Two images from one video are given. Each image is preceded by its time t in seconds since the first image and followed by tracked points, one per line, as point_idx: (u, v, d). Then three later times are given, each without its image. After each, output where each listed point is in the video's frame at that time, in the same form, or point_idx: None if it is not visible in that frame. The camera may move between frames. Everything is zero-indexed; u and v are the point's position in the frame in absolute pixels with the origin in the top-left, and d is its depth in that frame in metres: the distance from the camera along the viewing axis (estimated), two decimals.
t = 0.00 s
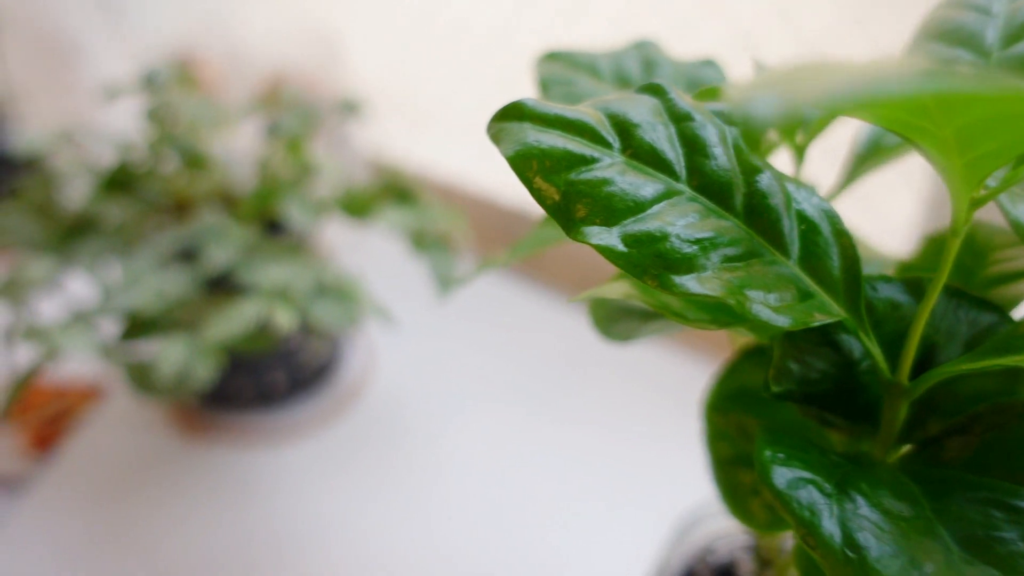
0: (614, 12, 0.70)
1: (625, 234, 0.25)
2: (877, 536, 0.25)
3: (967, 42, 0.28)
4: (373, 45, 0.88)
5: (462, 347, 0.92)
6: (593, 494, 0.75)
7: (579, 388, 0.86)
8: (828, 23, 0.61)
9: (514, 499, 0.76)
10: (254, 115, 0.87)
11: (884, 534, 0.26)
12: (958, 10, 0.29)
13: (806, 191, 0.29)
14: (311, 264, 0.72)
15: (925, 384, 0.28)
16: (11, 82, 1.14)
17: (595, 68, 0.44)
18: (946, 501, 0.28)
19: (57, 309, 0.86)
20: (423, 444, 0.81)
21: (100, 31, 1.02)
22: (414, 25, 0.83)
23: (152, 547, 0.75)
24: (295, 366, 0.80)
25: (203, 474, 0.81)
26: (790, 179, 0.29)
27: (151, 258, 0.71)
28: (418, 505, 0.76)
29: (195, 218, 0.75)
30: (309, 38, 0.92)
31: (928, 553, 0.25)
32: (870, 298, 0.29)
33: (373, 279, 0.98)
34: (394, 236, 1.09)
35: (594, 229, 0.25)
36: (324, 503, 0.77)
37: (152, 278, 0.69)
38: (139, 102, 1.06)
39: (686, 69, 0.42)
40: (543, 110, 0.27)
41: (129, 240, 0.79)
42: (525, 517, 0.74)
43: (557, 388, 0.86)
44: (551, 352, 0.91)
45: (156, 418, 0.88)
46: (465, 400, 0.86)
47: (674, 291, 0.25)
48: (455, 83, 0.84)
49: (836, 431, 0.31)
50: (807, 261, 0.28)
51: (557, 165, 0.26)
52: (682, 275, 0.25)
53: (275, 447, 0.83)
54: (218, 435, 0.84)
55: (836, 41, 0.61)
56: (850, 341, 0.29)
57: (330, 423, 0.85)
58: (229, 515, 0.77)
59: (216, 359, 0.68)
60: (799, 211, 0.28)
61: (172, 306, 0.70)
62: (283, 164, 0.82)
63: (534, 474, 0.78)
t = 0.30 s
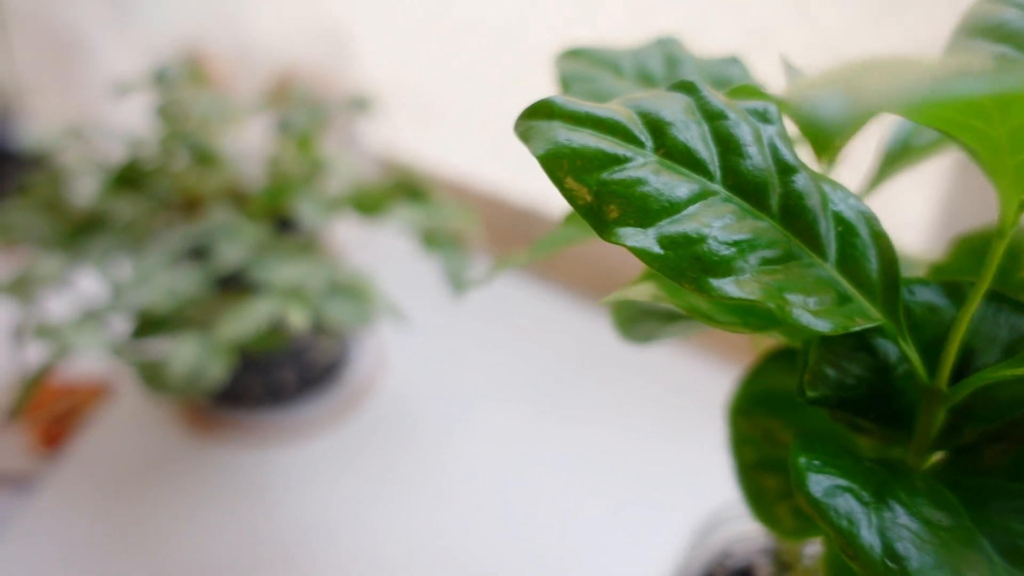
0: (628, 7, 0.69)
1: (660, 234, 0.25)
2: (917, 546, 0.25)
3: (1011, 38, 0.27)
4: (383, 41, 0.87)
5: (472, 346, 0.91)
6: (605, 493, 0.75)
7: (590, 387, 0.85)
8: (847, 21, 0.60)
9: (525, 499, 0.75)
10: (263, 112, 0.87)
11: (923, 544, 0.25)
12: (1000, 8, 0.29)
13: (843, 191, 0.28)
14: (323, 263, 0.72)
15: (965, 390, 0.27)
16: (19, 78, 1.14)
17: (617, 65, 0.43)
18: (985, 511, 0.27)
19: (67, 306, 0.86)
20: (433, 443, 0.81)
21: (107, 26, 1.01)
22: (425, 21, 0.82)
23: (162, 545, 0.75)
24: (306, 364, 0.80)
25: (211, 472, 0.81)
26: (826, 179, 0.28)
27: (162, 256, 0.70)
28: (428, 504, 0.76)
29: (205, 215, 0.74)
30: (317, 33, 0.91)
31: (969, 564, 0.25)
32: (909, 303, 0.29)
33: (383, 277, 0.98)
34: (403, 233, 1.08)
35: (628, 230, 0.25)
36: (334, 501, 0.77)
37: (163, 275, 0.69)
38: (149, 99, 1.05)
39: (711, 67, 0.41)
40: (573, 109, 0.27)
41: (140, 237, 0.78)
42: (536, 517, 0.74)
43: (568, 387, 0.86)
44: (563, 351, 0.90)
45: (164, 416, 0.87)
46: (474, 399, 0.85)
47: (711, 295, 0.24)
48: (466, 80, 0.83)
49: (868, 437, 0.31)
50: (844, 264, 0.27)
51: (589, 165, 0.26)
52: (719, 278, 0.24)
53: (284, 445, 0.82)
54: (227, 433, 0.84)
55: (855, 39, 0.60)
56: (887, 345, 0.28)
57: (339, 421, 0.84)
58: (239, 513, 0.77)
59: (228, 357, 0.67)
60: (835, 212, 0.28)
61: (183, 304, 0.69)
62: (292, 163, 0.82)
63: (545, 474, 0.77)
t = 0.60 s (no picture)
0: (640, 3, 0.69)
1: (697, 233, 0.24)
2: (959, 554, 0.24)
3: None
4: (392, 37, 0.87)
5: (481, 343, 0.91)
6: (615, 494, 0.75)
7: (601, 385, 0.85)
8: (866, 14, 0.59)
9: (537, 498, 0.75)
10: (271, 107, 0.86)
11: (965, 552, 0.25)
12: None
13: (880, 190, 0.27)
14: (335, 260, 0.71)
15: (1007, 393, 0.27)
16: (24, 72, 1.13)
17: (639, 60, 0.42)
18: None
19: (74, 303, 0.85)
20: (443, 442, 0.81)
21: (111, 22, 1.00)
22: (434, 17, 0.82)
23: (171, 544, 0.75)
24: (315, 361, 0.79)
25: (220, 470, 0.80)
26: (863, 177, 0.27)
27: (171, 252, 0.69)
28: (438, 503, 0.75)
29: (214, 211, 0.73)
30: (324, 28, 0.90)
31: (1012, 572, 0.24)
32: (949, 305, 0.28)
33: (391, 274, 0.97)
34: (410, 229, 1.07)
35: (665, 228, 0.24)
36: (345, 499, 0.77)
37: (173, 272, 0.68)
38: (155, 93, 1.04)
39: (736, 61, 0.40)
40: (605, 104, 0.26)
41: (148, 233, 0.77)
42: (548, 517, 0.73)
43: (578, 385, 0.85)
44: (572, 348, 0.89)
45: (171, 413, 0.87)
46: (483, 397, 0.85)
47: (751, 296, 0.24)
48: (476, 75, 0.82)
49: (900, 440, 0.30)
50: (883, 264, 0.26)
51: (623, 162, 0.25)
52: (759, 279, 0.24)
53: (292, 443, 0.82)
54: (235, 431, 0.83)
55: (874, 33, 0.59)
56: (925, 347, 0.28)
57: (348, 419, 0.83)
58: (249, 512, 0.76)
59: (239, 355, 0.67)
60: (873, 210, 0.27)
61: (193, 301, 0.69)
62: (298, 159, 0.80)
63: (556, 473, 0.77)
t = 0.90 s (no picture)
0: None
1: (738, 224, 0.24)
2: (1002, 554, 0.24)
3: None
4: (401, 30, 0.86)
5: (491, 338, 0.90)
6: (627, 491, 0.74)
7: (612, 381, 0.84)
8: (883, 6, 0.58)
9: (549, 495, 0.74)
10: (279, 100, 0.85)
11: (1008, 552, 0.24)
12: None
13: (921, 181, 0.27)
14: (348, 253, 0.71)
15: None
16: (32, 63, 1.12)
17: (662, 51, 0.41)
18: None
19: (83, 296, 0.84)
20: (453, 438, 0.80)
21: (118, 14, 1.00)
22: (443, 10, 0.81)
23: (180, 539, 0.74)
24: (324, 356, 0.79)
25: (228, 465, 0.80)
26: (904, 170, 0.27)
27: (180, 245, 0.69)
28: (448, 499, 0.75)
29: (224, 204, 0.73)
30: (333, 21, 0.90)
31: None
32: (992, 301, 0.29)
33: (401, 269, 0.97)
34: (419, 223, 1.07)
35: (704, 218, 0.24)
36: (354, 495, 0.76)
37: (183, 265, 0.67)
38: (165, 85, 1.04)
39: (762, 51, 0.39)
40: (640, 93, 0.25)
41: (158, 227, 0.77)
42: (560, 513, 0.73)
43: (589, 381, 0.84)
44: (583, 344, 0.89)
45: (180, 407, 0.86)
46: (493, 393, 0.84)
47: (795, 288, 0.23)
48: (487, 68, 0.81)
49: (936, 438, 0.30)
50: (926, 255, 0.26)
51: (660, 151, 0.24)
52: (801, 270, 0.23)
53: (301, 438, 0.81)
54: (243, 425, 0.83)
55: (892, 26, 0.59)
56: (967, 343, 0.27)
57: (357, 414, 0.83)
58: (258, 507, 0.76)
59: (251, 348, 0.66)
60: (915, 201, 0.26)
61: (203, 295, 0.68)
62: (307, 153, 0.80)
63: (568, 470, 0.76)
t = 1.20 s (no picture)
0: None
1: (774, 216, 0.23)
2: None
3: None
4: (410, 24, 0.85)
5: (499, 335, 0.90)
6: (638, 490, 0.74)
7: (621, 379, 0.84)
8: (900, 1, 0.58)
9: (559, 493, 0.74)
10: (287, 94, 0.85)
11: None
12: None
13: (957, 175, 0.26)
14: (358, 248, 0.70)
15: None
16: (38, 56, 1.12)
17: (683, 42, 0.41)
18: None
19: (90, 291, 0.84)
20: (462, 435, 0.80)
21: (124, 7, 0.99)
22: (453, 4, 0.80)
23: (188, 535, 0.74)
24: (332, 352, 0.78)
25: (236, 461, 0.80)
26: (940, 162, 0.26)
27: (189, 239, 0.68)
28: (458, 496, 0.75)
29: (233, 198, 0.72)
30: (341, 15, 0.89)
31: None
32: None
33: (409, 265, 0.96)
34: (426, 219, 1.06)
35: (739, 210, 0.23)
36: (363, 492, 0.76)
37: (193, 259, 0.67)
38: (172, 78, 1.03)
39: (785, 43, 0.38)
40: (670, 84, 0.25)
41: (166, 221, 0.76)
42: (570, 511, 0.73)
43: (598, 379, 0.84)
44: (591, 341, 0.88)
45: (187, 402, 0.86)
46: (502, 389, 0.84)
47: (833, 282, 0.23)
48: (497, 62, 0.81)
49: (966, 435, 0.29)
50: (962, 249, 0.25)
51: (693, 142, 0.24)
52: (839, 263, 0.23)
53: (309, 434, 0.81)
54: (251, 421, 0.82)
55: (909, 21, 0.58)
56: (1003, 338, 0.27)
57: (365, 411, 0.83)
58: (266, 504, 0.76)
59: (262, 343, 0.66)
60: (951, 194, 0.26)
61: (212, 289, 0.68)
62: (316, 147, 0.79)
63: (578, 468, 0.76)
